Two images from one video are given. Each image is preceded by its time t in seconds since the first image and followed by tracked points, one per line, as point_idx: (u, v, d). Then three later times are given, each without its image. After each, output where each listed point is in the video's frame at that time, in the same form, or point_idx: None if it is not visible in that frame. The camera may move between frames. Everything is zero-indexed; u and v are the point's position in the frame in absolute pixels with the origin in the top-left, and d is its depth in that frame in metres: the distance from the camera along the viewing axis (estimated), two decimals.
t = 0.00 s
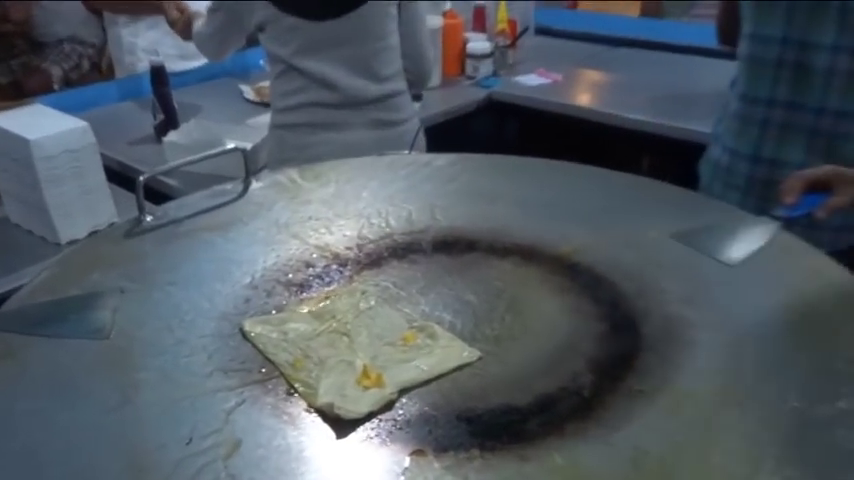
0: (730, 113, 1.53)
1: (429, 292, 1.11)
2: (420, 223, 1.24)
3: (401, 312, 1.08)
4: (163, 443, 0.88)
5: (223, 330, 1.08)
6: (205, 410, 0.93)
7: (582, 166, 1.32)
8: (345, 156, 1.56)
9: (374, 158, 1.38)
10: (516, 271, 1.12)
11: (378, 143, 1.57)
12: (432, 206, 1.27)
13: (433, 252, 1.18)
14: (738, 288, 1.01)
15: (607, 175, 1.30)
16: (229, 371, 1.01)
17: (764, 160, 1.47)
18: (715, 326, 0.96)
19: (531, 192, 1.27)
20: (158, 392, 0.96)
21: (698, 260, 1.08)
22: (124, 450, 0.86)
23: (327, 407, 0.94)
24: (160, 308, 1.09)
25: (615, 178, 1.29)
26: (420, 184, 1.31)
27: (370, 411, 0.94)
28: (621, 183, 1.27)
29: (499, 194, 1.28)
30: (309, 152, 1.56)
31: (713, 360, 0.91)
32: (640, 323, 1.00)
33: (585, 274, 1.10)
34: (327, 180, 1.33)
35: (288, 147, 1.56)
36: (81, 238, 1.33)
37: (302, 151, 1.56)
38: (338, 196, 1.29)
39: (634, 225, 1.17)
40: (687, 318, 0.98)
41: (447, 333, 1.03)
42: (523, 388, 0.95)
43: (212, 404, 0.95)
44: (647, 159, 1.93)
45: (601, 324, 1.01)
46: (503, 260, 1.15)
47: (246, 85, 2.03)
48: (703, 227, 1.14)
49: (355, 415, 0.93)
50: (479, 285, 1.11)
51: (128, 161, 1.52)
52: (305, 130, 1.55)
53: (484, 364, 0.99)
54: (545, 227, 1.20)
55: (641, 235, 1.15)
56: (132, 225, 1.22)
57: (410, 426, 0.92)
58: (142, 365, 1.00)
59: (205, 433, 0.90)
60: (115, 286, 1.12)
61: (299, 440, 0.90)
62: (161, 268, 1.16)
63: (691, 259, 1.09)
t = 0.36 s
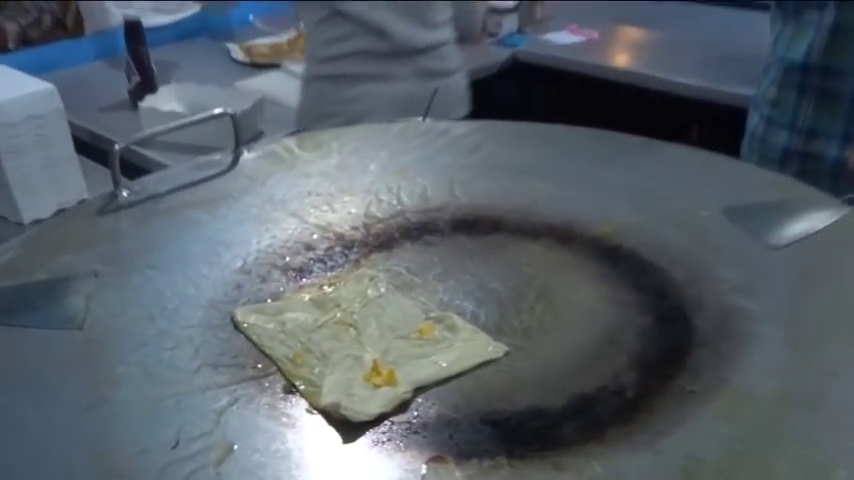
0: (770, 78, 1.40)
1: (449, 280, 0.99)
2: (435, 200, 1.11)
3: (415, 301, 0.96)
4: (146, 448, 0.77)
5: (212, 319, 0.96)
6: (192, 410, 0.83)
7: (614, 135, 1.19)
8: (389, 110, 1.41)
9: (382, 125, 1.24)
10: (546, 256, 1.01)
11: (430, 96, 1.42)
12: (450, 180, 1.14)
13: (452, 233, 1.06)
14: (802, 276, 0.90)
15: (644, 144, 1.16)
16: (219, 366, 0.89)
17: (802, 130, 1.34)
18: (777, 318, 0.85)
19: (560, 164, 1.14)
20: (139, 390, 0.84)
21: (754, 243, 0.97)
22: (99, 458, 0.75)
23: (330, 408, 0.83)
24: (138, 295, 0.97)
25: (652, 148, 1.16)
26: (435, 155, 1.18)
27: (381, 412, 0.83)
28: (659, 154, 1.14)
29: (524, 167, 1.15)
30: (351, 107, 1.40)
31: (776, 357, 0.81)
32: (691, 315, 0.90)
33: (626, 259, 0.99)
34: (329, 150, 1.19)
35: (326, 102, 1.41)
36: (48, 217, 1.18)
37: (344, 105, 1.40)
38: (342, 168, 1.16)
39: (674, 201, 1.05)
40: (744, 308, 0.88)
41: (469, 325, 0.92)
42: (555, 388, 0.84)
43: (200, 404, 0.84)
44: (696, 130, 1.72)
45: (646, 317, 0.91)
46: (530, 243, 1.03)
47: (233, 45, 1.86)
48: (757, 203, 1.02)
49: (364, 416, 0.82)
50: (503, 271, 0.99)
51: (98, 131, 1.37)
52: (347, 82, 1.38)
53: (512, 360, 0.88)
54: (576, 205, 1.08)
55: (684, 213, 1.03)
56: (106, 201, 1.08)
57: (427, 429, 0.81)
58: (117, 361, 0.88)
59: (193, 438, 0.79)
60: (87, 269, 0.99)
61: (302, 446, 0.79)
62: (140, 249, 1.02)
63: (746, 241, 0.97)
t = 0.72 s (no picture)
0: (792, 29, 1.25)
1: (470, 261, 0.87)
2: (454, 171, 1.00)
3: (431, 284, 0.85)
4: (124, 446, 0.68)
5: (199, 303, 0.84)
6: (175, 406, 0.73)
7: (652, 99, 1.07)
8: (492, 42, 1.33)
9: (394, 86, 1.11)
10: (579, 235, 0.90)
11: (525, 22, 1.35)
12: (474, 149, 1.02)
13: (473, 208, 0.94)
14: None
15: (687, 109, 1.05)
16: (207, 357, 0.79)
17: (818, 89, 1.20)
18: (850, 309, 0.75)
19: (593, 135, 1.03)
20: (113, 381, 0.74)
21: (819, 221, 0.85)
22: (65, 460, 0.65)
23: (334, 404, 0.73)
24: (115, 274, 0.85)
25: (697, 115, 1.04)
26: (455, 120, 1.06)
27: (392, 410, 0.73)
28: (704, 122, 1.02)
29: (553, 135, 1.03)
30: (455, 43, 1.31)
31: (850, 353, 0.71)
32: (749, 304, 0.79)
33: (674, 241, 0.88)
34: (336, 114, 1.07)
35: (421, 43, 1.32)
36: (11, 185, 0.95)
37: (446, 44, 1.32)
38: (349, 134, 1.04)
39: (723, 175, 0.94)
40: (811, 296, 0.77)
41: (493, 313, 0.81)
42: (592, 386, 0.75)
43: (185, 401, 0.74)
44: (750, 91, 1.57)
45: (698, 306, 0.80)
46: (560, 221, 0.92)
47: None
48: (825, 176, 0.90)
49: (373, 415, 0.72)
50: (530, 252, 0.88)
51: (68, 88, 1.23)
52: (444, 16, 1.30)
53: (545, 355, 0.78)
54: (612, 179, 0.97)
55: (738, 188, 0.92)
56: (79, 167, 0.96)
57: (446, 432, 0.72)
58: (89, 350, 0.77)
59: (176, 437, 0.70)
60: (57, 244, 0.87)
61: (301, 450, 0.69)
62: (118, 222, 0.90)
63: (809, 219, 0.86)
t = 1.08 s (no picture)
0: None
1: (495, 243, 0.78)
2: (476, 139, 0.89)
3: (450, 268, 0.75)
4: (104, 447, 0.60)
5: (187, 286, 0.75)
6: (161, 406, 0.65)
7: (700, 54, 0.95)
8: None
9: (408, 41, 1.00)
10: (617, 214, 0.80)
11: None
12: (498, 114, 0.91)
13: (498, 182, 0.84)
14: None
15: (741, 66, 0.93)
16: (196, 348, 0.70)
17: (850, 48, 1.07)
18: None
19: (634, 94, 0.91)
20: (90, 372, 0.67)
21: None
22: (35, 462, 0.57)
23: (341, 402, 0.65)
24: (92, 253, 0.75)
25: (752, 73, 0.92)
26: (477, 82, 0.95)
27: (406, 410, 0.65)
28: (760, 81, 0.91)
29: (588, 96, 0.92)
30: None
31: None
32: (814, 293, 0.70)
33: (724, 222, 0.78)
34: (342, 74, 0.96)
35: None
36: None
37: None
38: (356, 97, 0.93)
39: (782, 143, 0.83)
40: None
41: (520, 301, 0.72)
42: (632, 385, 0.67)
43: (171, 400, 0.66)
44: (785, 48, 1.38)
45: (754, 296, 0.71)
46: (596, 196, 0.82)
47: None
48: None
49: (385, 416, 0.64)
50: (562, 233, 0.78)
51: (37, 40, 1.10)
52: None
53: (577, 349, 0.69)
54: (654, 148, 0.86)
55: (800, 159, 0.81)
56: (50, 132, 0.84)
57: (465, 433, 0.64)
58: (63, 340, 0.68)
59: (161, 438, 0.62)
60: (25, 219, 0.77)
61: (302, 456, 0.62)
62: (95, 194, 0.80)
63: None
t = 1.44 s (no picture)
0: None
1: (527, 219, 0.69)
2: (506, 101, 0.80)
3: (476, 247, 0.67)
4: (88, 446, 0.54)
5: (180, 265, 0.66)
6: (152, 401, 0.58)
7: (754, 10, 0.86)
8: None
9: None
10: (667, 187, 0.72)
11: None
12: (530, 74, 0.82)
13: (531, 150, 0.76)
14: None
15: (802, 21, 0.84)
16: (191, 337, 0.62)
17: None
18: None
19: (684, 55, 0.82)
20: (71, 363, 0.59)
21: None
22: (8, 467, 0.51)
23: (357, 398, 0.57)
24: (73, 228, 0.67)
25: (814, 29, 0.83)
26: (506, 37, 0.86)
27: (428, 407, 0.57)
28: (823, 39, 0.82)
29: (632, 58, 0.82)
30: None
31: None
32: None
33: (788, 195, 0.70)
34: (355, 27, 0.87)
35: None
36: None
37: None
38: (372, 52, 0.85)
39: (850, 109, 0.75)
40: None
41: (556, 285, 0.64)
42: (684, 380, 0.59)
43: (163, 395, 0.58)
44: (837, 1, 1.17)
45: (822, 279, 0.63)
46: (640, 167, 0.74)
47: None
48: None
49: (406, 414, 0.57)
50: (601, 209, 0.70)
51: None
52: None
53: (621, 339, 0.61)
54: (706, 114, 0.77)
55: None
56: (25, 93, 0.76)
57: (494, 433, 0.57)
58: (40, 327, 0.60)
59: (152, 438, 0.55)
60: None
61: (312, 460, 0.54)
62: (77, 162, 0.71)
63: None
